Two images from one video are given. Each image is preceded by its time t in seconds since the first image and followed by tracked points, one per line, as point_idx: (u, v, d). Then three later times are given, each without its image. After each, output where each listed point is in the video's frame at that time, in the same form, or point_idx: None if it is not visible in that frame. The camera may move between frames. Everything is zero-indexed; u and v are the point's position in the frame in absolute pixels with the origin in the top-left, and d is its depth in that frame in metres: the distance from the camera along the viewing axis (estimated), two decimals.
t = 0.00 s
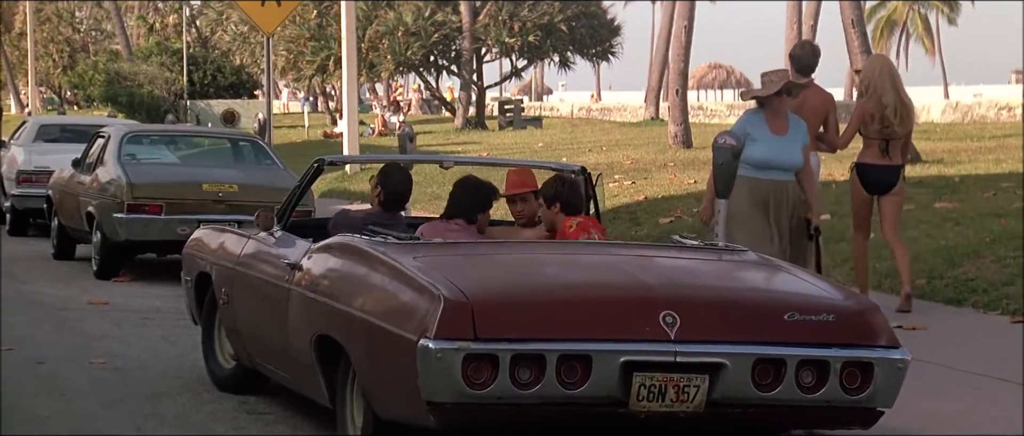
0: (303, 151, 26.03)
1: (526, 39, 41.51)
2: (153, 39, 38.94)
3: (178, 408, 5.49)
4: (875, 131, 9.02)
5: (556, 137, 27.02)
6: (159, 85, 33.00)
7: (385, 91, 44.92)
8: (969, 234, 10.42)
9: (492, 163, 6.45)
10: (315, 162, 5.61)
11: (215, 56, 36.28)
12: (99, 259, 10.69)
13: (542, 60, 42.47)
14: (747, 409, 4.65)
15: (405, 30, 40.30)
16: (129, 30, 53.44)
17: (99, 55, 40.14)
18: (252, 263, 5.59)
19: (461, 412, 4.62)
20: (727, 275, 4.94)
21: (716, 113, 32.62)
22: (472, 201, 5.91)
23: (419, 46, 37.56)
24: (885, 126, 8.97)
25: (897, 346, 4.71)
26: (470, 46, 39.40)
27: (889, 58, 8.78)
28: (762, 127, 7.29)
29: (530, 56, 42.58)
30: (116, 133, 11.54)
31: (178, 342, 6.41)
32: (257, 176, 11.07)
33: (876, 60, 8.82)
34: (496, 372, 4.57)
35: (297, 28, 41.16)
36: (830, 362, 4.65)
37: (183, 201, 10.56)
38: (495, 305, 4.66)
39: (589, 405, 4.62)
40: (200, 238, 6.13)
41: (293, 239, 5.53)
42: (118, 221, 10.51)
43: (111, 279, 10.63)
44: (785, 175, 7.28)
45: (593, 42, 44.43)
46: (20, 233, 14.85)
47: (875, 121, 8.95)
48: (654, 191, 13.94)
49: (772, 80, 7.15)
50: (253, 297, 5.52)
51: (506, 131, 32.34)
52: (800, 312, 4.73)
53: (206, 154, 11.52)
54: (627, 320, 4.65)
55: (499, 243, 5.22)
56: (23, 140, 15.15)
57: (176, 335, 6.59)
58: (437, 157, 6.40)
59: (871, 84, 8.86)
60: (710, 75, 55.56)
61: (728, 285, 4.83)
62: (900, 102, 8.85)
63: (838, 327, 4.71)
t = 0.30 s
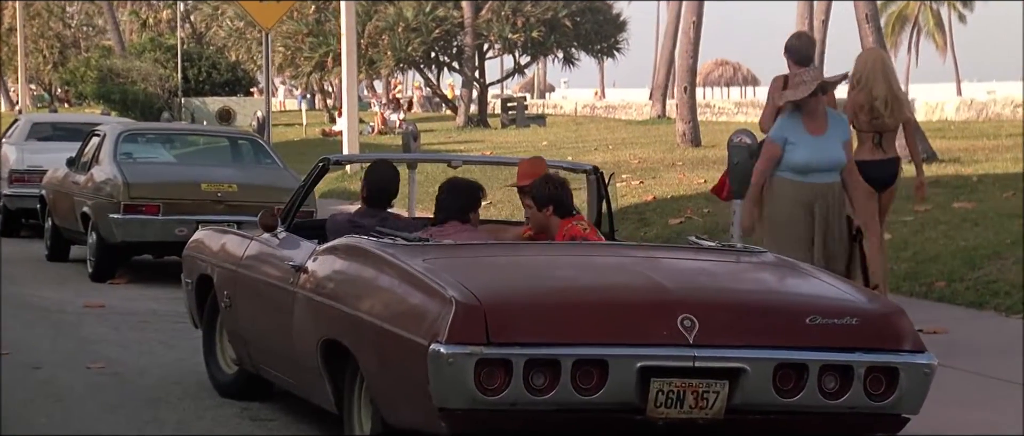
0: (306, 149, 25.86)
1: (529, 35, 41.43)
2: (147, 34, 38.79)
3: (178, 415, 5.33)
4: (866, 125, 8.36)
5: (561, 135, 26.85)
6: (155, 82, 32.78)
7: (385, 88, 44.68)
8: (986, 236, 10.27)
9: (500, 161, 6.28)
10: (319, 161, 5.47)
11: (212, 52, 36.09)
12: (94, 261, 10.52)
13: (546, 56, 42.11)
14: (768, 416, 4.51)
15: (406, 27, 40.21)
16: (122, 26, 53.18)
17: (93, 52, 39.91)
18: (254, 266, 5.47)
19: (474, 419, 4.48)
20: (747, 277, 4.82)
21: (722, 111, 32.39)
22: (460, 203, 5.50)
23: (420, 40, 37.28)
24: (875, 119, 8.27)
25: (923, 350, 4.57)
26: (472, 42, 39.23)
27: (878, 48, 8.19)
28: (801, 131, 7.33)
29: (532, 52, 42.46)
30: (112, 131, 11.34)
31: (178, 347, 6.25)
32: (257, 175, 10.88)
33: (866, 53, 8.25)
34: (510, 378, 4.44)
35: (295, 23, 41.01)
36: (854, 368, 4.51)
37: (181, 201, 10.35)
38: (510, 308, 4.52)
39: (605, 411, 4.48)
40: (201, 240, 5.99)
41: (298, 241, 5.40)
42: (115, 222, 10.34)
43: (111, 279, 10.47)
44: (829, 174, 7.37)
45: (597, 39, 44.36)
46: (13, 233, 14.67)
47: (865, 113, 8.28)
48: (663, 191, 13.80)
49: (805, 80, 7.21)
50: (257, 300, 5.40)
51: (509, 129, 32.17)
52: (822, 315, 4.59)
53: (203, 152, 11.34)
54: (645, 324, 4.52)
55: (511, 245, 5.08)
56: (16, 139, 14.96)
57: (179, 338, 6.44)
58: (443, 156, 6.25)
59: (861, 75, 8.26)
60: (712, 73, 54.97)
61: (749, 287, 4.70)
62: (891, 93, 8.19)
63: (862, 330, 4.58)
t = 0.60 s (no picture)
0: (305, 148, 25.71)
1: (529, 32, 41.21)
2: (138, 31, 38.62)
3: (175, 422, 5.21)
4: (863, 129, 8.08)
5: (562, 134, 26.72)
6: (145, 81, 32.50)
7: (381, 86, 44.44)
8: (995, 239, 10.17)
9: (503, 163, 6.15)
10: (322, 163, 5.37)
11: (205, 49, 35.81)
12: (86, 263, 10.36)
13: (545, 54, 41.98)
14: (783, 423, 4.40)
15: (403, 23, 40.09)
16: (113, 23, 52.83)
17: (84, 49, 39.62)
18: (253, 269, 5.35)
19: (482, 427, 4.35)
20: (760, 280, 4.71)
21: (725, 110, 32.27)
22: (462, 205, 5.34)
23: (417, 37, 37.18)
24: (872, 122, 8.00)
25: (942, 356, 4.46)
26: (471, 38, 39.04)
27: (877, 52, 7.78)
28: (840, 128, 7.29)
29: (532, 49, 42.24)
30: (104, 131, 11.16)
31: (174, 353, 6.12)
32: (254, 175, 10.74)
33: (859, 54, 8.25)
34: (518, 385, 4.32)
35: (289, 20, 40.84)
36: (871, 374, 4.39)
37: (176, 202, 10.21)
38: (518, 314, 4.40)
39: (616, 419, 4.36)
40: (198, 243, 5.88)
41: (297, 244, 5.29)
42: (107, 224, 10.19)
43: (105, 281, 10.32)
44: (865, 174, 7.36)
45: (599, 36, 44.27)
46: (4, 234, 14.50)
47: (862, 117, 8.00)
48: (667, 192, 13.68)
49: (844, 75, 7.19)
50: (256, 304, 5.27)
51: (508, 128, 31.97)
52: (838, 320, 4.48)
53: (196, 151, 11.16)
54: (656, 329, 4.40)
55: (517, 247, 4.96)
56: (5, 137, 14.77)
57: (176, 343, 6.32)
58: (446, 156, 6.14)
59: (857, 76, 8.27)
60: (715, 70, 54.83)
61: (762, 290, 4.59)
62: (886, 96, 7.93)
63: (879, 335, 4.47)
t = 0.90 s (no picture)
0: (307, 147, 25.58)
1: (530, 29, 40.98)
2: (131, 29, 38.49)
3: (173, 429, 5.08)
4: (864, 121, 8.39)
5: (564, 133, 26.60)
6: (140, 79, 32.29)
7: (379, 85, 44.28)
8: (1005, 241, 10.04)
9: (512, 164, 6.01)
10: (324, 163, 5.32)
11: (201, 48, 35.56)
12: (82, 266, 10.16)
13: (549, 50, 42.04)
14: (802, 430, 4.28)
15: (402, 20, 39.97)
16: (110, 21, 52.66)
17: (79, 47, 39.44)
18: (256, 272, 5.25)
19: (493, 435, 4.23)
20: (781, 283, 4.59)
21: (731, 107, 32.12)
22: (468, 204, 5.21)
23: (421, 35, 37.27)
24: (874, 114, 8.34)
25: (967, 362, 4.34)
26: (472, 36, 38.79)
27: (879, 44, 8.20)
28: (889, 122, 6.85)
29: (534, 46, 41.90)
30: (99, 130, 10.99)
31: (173, 359, 5.99)
32: (253, 175, 10.59)
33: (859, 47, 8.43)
34: (531, 391, 4.19)
35: (286, 17, 40.73)
36: (893, 380, 4.27)
37: (173, 203, 10.04)
38: (532, 318, 4.28)
39: (630, 427, 4.24)
40: (197, 246, 5.77)
41: (300, 246, 5.18)
42: (103, 225, 10.00)
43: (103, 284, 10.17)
44: (912, 174, 6.89)
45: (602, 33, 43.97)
46: None
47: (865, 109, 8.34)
48: (674, 192, 13.56)
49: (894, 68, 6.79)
50: (260, 308, 5.15)
51: (510, 128, 31.77)
52: (859, 324, 4.36)
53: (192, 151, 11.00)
54: (673, 334, 4.28)
55: (529, 250, 4.83)
56: None
57: (178, 349, 6.20)
58: (453, 157, 6.01)
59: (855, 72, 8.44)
60: (718, 68, 54.64)
61: (781, 294, 4.47)
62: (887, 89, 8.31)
63: (901, 340, 4.35)
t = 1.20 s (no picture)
0: (304, 147, 25.35)
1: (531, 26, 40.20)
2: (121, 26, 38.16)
3: None
4: (852, 126, 8.56)
5: (565, 133, 26.30)
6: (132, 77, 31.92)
7: (374, 84, 43.98)
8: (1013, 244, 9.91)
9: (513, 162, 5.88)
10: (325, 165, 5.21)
11: (192, 46, 35.17)
12: (73, 269, 9.92)
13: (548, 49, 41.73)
14: None
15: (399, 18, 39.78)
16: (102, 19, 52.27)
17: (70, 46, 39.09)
18: (254, 276, 5.13)
19: None
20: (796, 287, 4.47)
21: (734, 106, 31.87)
22: (474, 206, 5.11)
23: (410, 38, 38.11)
24: (861, 120, 8.53)
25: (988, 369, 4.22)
26: (470, 34, 38.40)
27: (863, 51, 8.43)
28: (919, 125, 6.50)
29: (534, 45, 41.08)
30: (91, 130, 10.78)
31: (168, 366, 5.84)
32: (248, 176, 10.36)
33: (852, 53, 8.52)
34: (540, 399, 4.07)
35: (280, 14, 40.38)
36: (912, 388, 4.15)
37: (166, 205, 9.83)
38: (541, 325, 4.15)
39: None
40: (193, 249, 5.65)
41: (299, 249, 5.06)
42: (95, 227, 9.77)
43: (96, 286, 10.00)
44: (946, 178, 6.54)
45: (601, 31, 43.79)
46: None
47: (851, 114, 8.54)
48: (678, 194, 13.41)
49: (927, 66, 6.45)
50: (259, 315, 5.02)
51: (508, 128, 31.49)
52: (878, 330, 4.23)
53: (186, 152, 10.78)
54: (686, 340, 4.15)
55: (536, 253, 4.70)
56: None
57: (174, 355, 6.09)
58: (456, 158, 5.89)
59: (846, 76, 8.52)
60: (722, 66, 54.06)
61: (797, 298, 4.35)
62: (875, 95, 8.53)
63: (921, 346, 4.22)
